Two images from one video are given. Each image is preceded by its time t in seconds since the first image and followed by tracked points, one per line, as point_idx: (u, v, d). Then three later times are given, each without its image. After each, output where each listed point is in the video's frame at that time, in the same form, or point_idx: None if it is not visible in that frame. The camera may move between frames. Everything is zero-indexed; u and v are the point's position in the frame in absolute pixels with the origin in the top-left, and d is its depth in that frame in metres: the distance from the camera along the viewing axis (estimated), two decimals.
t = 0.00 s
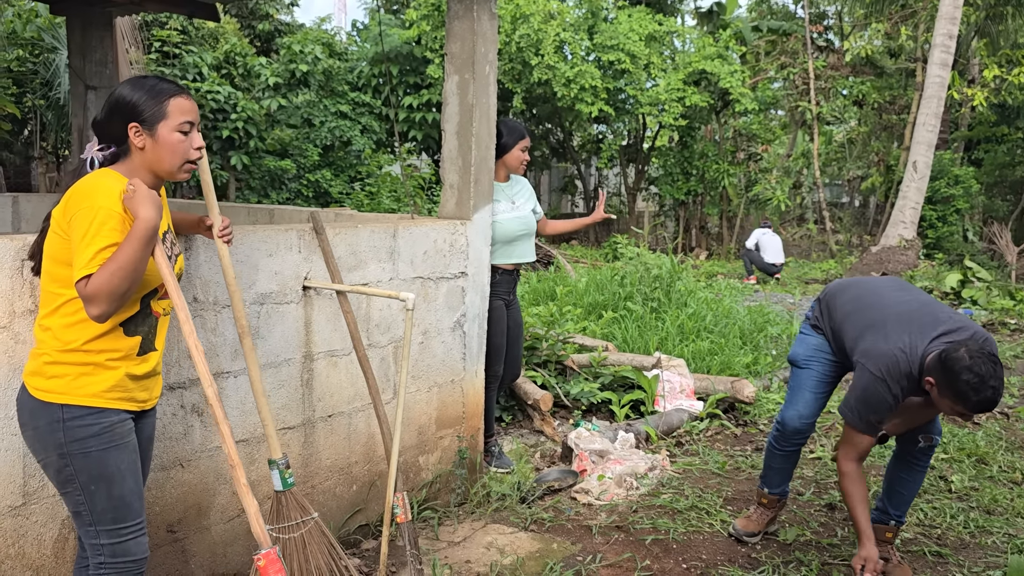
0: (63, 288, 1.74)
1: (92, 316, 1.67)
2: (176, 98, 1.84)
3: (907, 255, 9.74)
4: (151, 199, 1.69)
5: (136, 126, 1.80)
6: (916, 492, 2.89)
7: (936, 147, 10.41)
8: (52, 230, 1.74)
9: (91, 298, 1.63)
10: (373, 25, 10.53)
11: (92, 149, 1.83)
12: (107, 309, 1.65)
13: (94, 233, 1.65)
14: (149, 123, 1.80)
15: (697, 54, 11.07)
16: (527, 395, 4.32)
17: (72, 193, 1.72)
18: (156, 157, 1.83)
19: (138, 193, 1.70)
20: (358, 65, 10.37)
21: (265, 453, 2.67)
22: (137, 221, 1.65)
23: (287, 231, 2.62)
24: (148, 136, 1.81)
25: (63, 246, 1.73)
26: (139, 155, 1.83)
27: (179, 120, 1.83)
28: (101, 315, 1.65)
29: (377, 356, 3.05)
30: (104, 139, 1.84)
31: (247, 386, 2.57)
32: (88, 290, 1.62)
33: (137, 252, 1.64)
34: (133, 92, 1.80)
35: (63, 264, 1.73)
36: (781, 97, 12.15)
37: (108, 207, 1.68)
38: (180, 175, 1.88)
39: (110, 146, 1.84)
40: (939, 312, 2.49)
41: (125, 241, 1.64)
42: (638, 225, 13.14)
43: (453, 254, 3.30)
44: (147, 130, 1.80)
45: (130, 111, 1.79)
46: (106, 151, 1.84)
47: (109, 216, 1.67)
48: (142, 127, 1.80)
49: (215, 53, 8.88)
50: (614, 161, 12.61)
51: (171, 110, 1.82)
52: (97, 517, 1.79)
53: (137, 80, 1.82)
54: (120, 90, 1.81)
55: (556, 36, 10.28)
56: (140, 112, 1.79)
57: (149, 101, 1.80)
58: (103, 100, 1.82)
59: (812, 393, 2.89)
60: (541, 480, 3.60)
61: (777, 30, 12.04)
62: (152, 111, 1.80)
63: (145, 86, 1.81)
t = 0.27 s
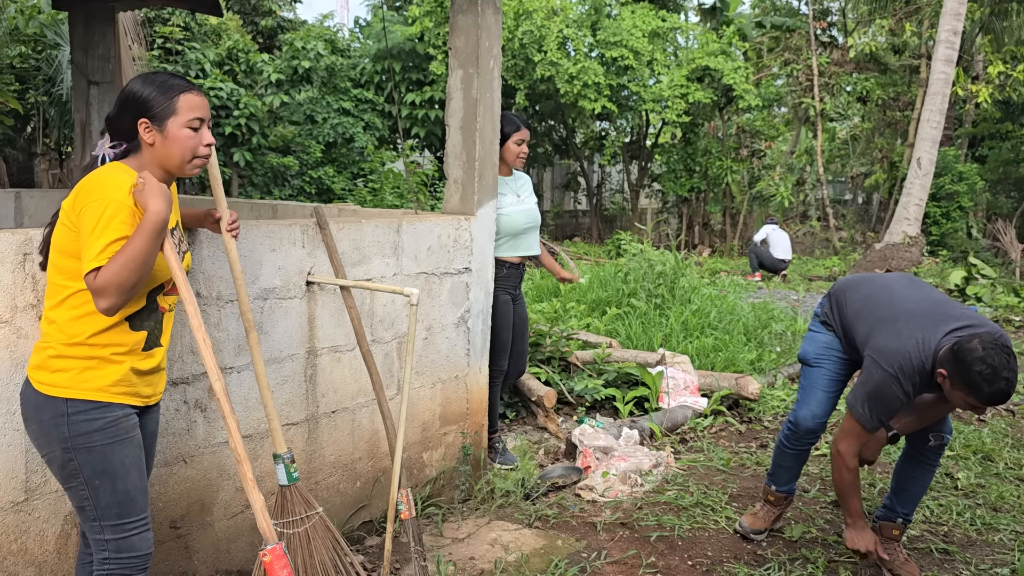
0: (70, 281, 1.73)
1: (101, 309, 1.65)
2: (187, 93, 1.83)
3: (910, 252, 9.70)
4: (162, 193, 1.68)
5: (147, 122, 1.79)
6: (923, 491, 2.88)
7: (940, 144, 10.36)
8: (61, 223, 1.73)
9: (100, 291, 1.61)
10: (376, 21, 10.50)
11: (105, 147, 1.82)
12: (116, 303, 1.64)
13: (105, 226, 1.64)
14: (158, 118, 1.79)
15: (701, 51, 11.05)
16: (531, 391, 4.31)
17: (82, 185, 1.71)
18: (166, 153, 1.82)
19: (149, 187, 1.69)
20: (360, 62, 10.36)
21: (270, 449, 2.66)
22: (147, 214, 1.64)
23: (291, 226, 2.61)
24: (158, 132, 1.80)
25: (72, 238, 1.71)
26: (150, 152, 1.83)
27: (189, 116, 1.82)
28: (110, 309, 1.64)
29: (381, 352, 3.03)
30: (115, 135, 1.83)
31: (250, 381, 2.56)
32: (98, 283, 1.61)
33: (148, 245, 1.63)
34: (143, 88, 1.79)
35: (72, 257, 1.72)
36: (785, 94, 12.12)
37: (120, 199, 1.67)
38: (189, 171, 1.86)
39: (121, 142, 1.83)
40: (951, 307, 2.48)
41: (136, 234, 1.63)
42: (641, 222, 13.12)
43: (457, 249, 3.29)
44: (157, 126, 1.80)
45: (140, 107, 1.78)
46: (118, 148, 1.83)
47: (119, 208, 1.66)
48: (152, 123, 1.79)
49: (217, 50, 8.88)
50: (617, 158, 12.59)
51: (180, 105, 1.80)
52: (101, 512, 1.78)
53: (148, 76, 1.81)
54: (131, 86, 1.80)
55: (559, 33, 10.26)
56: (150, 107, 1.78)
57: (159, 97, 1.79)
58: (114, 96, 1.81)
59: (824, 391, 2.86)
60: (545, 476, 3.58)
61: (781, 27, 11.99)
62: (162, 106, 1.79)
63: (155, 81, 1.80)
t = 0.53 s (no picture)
0: (77, 274, 1.73)
1: (110, 302, 1.66)
2: (195, 88, 1.83)
3: (914, 248, 9.67)
4: (170, 188, 1.69)
5: (156, 117, 1.79)
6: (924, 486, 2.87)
7: (944, 140, 10.32)
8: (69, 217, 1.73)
9: (110, 285, 1.62)
10: (378, 17, 10.50)
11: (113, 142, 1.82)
12: (126, 296, 1.64)
13: (114, 220, 1.64)
14: (166, 113, 1.79)
15: (704, 47, 11.03)
16: (534, 386, 4.31)
17: (89, 179, 1.71)
18: (174, 148, 1.82)
19: (158, 182, 1.70)
20: (363, 58, 10.36)
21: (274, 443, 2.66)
22: (156, 209, 1.65)
23: (295, 220, 2.61)
24: (166, 126, 1.81)
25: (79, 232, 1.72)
26: (159, 147, 1.83)
27: (197, 111, 1.82)
28: (120, 302, 1.64)
29: (385, 347, 3.04)
30: (124, 130, 1.83)
31: (254, 376, 2.56)
32: (107, 277, 1.61)
33: (157, 239, 1.64)
34: (153, 83, 1.79)
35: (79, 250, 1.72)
36: (788, 89, 12.09)
37: (129, 194, 1.67)
38: (197, 165, 1.87)
39: (129, 137, 1.84)
40: (962, 303, 2.48)
41: (145, 228, 1.63)
42: (644, 218, 13.12)
43: (461, 244, 3.29)
44: (165, 121, 1.80)
45: (148, 102, 1.79)
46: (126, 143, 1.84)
47: (128, 202, 1.66)
48: (160, 118, 1.80)
49: (220, 45, 8.88)
50: (620, 154, 12.57)
51: (188, 100, 1.80)
52: (108, 506, 1.78)
53: (156, 71, 1.81)
54: (140, 81, 1.80)
55: (562, 29, 10.24)
56: (158, 102, 1.78)
57: (168, 92, 1.79)
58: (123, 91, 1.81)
59: (829, 387, 2.86)
60: (549, 472, 3.59)
61: (784, 22, 11.94)
62: (171, 101, 1.79)
63: (163, 76, 1.80)
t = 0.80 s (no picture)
0: (92, 273, 1.75)
1: (127, 302, 1.68)
2: (207, 90, 1.84)
3: (917, 245, 9.67)
4: (186, 189, 1.72)
5: (168, 120, 1.81)
6: (928, 484, 2.88)
7: (948, 137, 10.31)
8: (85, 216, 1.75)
9: (127, 285, 1.64)
10: (382, 14, 10.50)
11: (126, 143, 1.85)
12: (142, 296, 1.66)
13: (131, 221, 1.66)
14: (179, 116, 1.81)
15: (707, 44, 11.02)
16: (540, 384, 4.33)
17: (105, 180, 1.73)
18: (187, 150, 1.84)
19: (174, 183, 1.72)
20: (366, 55, 10.37)
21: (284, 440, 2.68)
22: (173, 210, 1.67)
23: (304, 219, 2.62)
24: (179, 129, 1.82)
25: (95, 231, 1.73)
26: (172, 149, 1.85)
27: (210, 113, 1.83)
28: (136, 302, 1.66)
29: (393, 345, 3.05)
30: (137, 132, 1.85)
31: (264, 373, 2.58)
32: (125, 277, 1.63)
33: (174, 239, 1.66)
34: (166, 85, 1.81)
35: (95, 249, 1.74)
36: (792, 86, 12.08)
37: (146, 195, 1.69)
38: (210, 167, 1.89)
39: (143, 139, 1.86)
40: (966, 293, 2.49)
41: (162, 229, 1.66)
42: (647, 215, 13.12)
43: (468, 243, 3.30)
44: (178, 124, 1.82)
45: (161, 104, 1.80)
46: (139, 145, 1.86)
47: (145, 203, 1.68)
48: (173, 121, 1.81)
49: (224, 43, 8.90)
50: (624, 151, 12.57)
51: (201, 102, 1.82)
52: (122, 502, 1.80)
53: (169, 73, 1.82)
54: (151, 84, 1.82)
55: (566, 26, 10.24)
56: (171, 105, 1.80)
57: (180, 94, 1.80)
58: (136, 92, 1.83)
59: (837, 386, 2.87)
60: (555, 469, 3.61)
61: (788, 19, 11.92)
62: (184, 104, 1.80)
63: (175, 79, 1.82)
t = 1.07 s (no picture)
0: (96, 271, 1.74)
1: (134, 300, 1.67)
2: (214, 85, 1.83)
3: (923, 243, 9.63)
4: (192, 186, 1.71)
5: (174, 113, 1.79)
6: (938, 480, 2.86)
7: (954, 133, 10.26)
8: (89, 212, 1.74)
9: (135, 283, 1.63)
10: (386, 11, 10.48)
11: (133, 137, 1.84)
12: (150, 294, 1.65)
13: (137, 216, 1.65)
14: (185, 110, 1.80)
15: (713, 40, 10.99)
16: (546, 380, 4.32)
17: (111, 174, 1.72)
18: (193, 145, 1.83)
19: (181, 180, 1.71)
20: (370, 52, 10.36)
21: (293, 437, 2.68)
22: (180, 207, 1.66)
23: (312, 215, 2.61)
24: (185, 124, 1.81)
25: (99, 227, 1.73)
26: (177, 143, 1.83)
27: (216, 108, 1.83)
28: (144, 300, 1.65)
29: (401, 341, 3.05)
30: (143, 126, 1.84)
31: (273, 370, 2.58)
32: (132, 274, 1.62)
33: (181, 235, 1.65)
34: (173, 77, 1.80)
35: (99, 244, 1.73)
36: (797, 83, 12.05)
37: (153, 190, 1.69)
38: (217, 162, 1.87)
39: (149, 134, 1.85)
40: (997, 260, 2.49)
41: (169, 224, 1.65)
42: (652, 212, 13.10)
43: (475, 239, 3.29)
44: (184, 119, 1.80)
45: (167, 98, 1.79)
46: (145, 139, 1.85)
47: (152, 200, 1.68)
48: (179, 116, 1.80)
49: (228, 39, 8.90)
50: (628, 148, 12.54)
51: (207, 96, 1.81)
52: (129, 500, 1.80)
53: (175, 67, 1.82)
54: (157, 77, 1.81)
55: (570, 22, 10.24)
56: (177, 99, 1.79)
57: (187, 88, 1.79)
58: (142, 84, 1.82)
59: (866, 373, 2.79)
60: (562, 466, 3.60)
61: (793, 16, 11.89)
62: (190, 98, 1.79)
63: (182, 73, 1.81)
